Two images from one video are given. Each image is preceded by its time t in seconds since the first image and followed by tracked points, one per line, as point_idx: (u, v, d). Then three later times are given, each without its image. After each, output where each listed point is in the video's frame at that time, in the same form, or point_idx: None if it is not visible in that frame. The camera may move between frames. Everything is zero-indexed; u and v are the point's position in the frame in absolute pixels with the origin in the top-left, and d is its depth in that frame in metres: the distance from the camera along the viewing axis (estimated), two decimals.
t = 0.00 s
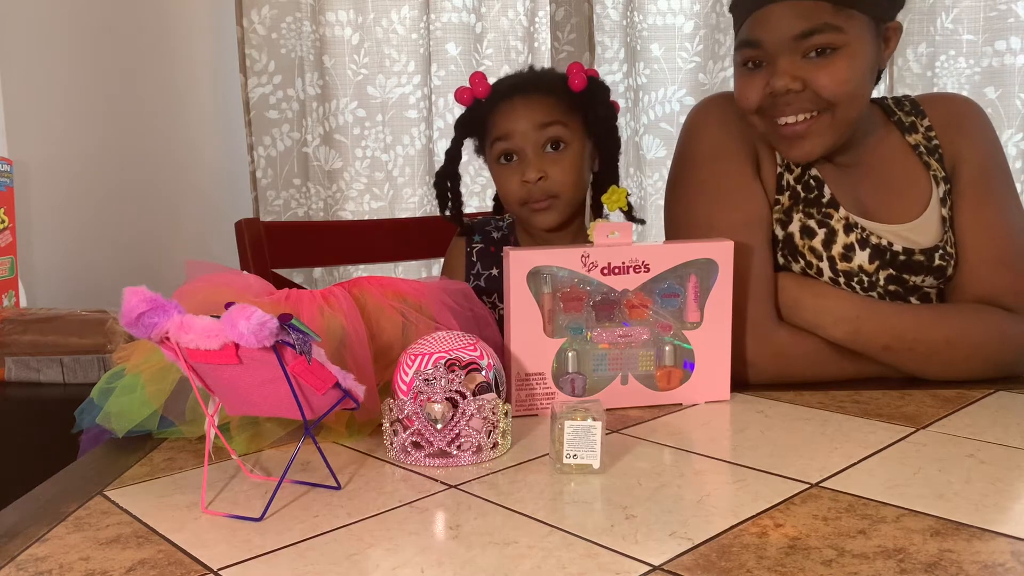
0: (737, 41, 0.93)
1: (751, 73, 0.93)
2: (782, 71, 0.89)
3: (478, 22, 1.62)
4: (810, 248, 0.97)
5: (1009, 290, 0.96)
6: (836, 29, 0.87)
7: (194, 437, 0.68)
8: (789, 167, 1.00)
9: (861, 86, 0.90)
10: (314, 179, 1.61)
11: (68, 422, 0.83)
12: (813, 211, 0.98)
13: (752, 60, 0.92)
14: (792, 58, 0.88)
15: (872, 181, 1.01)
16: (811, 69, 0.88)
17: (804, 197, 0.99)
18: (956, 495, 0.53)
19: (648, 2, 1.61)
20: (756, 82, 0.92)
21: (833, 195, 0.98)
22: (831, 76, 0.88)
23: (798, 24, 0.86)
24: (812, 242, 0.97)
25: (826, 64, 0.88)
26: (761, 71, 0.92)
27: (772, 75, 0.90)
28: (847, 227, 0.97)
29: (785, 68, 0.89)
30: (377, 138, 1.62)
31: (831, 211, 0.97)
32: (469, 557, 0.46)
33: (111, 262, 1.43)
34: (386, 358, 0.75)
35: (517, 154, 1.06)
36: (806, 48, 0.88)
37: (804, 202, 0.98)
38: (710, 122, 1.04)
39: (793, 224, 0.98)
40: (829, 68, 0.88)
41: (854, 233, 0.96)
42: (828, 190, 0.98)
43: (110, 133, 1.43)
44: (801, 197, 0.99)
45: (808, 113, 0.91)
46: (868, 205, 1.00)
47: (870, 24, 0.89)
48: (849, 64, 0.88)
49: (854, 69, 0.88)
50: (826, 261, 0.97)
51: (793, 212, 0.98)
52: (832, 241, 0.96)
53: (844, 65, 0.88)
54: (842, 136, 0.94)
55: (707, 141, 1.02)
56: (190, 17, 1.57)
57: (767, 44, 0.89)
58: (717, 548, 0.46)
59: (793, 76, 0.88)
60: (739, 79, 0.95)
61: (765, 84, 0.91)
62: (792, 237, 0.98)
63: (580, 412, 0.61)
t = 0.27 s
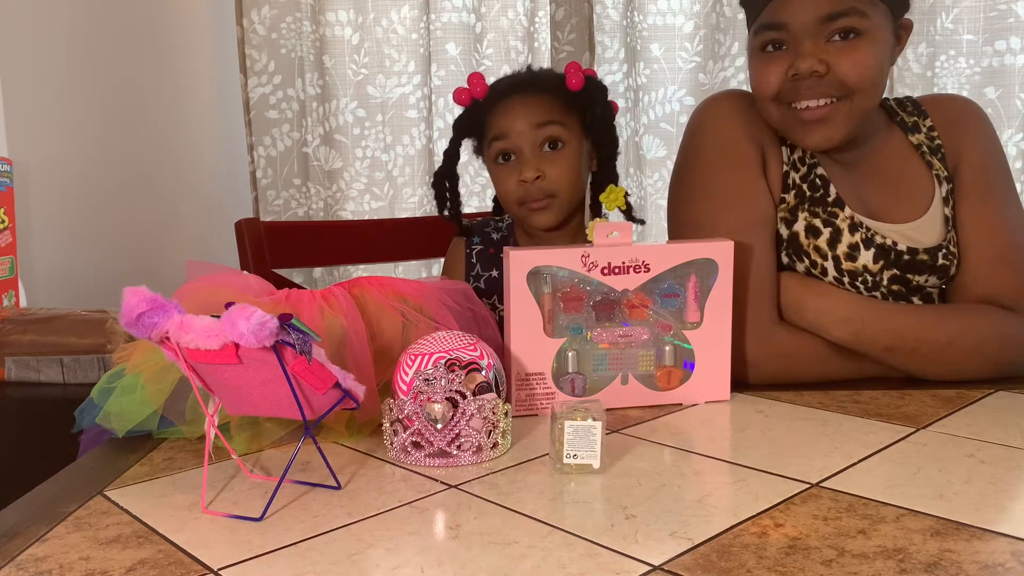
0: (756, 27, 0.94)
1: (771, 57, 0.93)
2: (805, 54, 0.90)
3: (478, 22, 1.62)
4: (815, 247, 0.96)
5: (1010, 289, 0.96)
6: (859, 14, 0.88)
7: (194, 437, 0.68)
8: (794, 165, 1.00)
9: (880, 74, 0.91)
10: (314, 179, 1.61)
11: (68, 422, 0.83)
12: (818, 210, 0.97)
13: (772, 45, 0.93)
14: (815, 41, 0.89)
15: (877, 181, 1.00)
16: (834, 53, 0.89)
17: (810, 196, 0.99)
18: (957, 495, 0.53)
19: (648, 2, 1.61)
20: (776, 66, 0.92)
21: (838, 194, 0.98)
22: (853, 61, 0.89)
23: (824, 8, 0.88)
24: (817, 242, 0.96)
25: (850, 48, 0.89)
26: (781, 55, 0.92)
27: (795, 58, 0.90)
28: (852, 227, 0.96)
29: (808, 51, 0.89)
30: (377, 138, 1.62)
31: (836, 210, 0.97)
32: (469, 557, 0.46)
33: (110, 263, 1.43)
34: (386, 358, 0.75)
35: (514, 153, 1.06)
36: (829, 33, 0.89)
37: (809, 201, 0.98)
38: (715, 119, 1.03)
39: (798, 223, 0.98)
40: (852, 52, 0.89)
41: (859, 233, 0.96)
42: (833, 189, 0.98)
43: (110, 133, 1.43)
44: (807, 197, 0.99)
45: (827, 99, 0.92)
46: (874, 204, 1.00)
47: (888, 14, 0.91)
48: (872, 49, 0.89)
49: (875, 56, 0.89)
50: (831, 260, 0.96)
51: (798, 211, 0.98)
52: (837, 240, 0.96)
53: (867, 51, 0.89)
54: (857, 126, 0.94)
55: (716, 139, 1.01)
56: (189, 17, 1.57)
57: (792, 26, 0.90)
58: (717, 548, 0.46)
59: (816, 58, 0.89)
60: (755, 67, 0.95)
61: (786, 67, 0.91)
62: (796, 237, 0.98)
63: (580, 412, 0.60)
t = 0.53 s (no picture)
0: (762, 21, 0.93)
1: (778, 51, 0.93)
2: (814, 47, 0.90)
3: (478, 22, 1.62)
4: (816, 247, 0.96)
5: (1011, 289, 0.96)
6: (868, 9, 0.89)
7: (194, 437, 0.68)
8: (796, 165, 1.00)
9: (887, 70, 0.91)
10: (314, 179, 1.61)
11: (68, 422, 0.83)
12: (819, 210, 0.97)
13: (780, 38, 0.93)
14: (824, 35, 0.89)
15: (878, 182, 1.00)
16: (843, 47, 0.89)
17: (811, 196, 0.99)
18: (956, 495, 0.54)
19: (648, 2, 1.61)
20: (784, 58, 0.92)
21: (839, 194, 0.98)
22: (862, 55, 0.89)
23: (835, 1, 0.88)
24: (817, 242, 0.96)
25: (859, 43, 0.89)
26: (790, 48, 0.92)
27: (804, 51, 0.90)
28: (853, 227, 0.96)
29: (817, 44, 0.90)
30: (377, 138, 1.62)
31: (837, 210, 0.97)
32: (469, 556, 0.46)
33: (110, 262, 1.43)
34: (385, 358, 0.75)
35: (513, 152, 1.06)
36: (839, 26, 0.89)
37: (810, 201, 0.98)
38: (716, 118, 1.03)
39: (799, 223, 0.98)
40: (860, 47, 0.89)
41: (860, 233, 0.95)
42: (835, 189, 0.97)
43: (110, 133, 1.43)
44: (808, 197, 0.98)
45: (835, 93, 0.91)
46: (874, 204, 0.99)
47: (894, 13, 0.92)
48: (880, 44, 0.89)
49: (882, 51, 0.90)
50: (832, 260, 0.96)
51: (799, 211, 0.98)
52: (838, 240, 0.96)
53: (875, 46, 0.89)
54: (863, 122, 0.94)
55: (717, 139, 1.01)
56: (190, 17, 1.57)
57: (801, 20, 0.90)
58: (717, 548, 0.46)
59: (826, 51, 0.89)
60: (763, 61, 0.94)
61: (795, 60, 0.91)
62: (797, 236, 0.98)
63: (580, 412, 0.60)
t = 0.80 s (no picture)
0: (764, 20, 0.93)
1: (780, 51, 0.93)
2: (817, 45, 0.90)
3: (478, 22, 1.62)
4: (815, 247, 0.96)
5: (1010, 289, 0.96)
6: (871, 8, 0.89)
7: (194, 437, 0.68)
8: (794, 165, 1.00)
9: (888, 69, 0.91)
10: (314, 179, 1.61)
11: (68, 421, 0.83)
12: (818, 210, 0.97)
13: (782, 37, 0.93)
14: (827, 33, 0.89)
15: (878, 182, 1.00)
16: (846, 45, 0.89)
17: (809, 196, 0.98)
18: (956, 495, 0.54)
19: (648, 2, 1.60)
20: (787, 57, 0.92)
21: (838, 194, 0.98)
22: (864, 54, 0.89)
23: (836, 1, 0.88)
24: (817, 241, 0.96)
25: (861, 42, 0.89)
26: (792, 47, 0.92)
27: (806, 49, 0.90)
28: (852, 226, 0.96)
29: (820, 42, 0.90)
30: (377, 138, 1.62)
31: (836, 210, 0.97)
32: (469, 556, 0.46)
33: (110, 262, 1.43)
34: (386, 358, 0.75)
35: (511, 151, 1.06)
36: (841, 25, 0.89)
37: (809, 200, 0.98)
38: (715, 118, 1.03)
39: (798, 222, 0.97)
40: (863, 45, 0.89)
41: (859, 233, 0.95)
42: (833, 189, 0.97)
43: (110, 133, 1.43)
44: (806, 196, 0.98)
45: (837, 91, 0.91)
46: (873, 204, 1.00)
47: (895, 12, 0.92)
48: (881, 44, 0.90)
49: (883, 50, 0.90)
50: (831, 260, 0.96)
51: (798, 211, 0.98)
52: (837, 240, 0.96)
53: (877, 45, 0.89)
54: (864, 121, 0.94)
55: (716, 140, 1.01)
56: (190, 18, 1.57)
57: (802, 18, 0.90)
58: (717, 548, 0.46)
59: (829, 49, 0.89)
60: (765, 60, 0.94)
61: (798, 58, 0.91)
62: (796, 236, 0.97)
63: (581, 412, 0.61)
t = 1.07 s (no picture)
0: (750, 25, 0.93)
1: (764, 59, 0.93)
2: (797, 54, 0.89)
3: (478, 22, 1.62)
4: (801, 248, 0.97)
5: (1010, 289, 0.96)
6: (851, 15, 0.87)
7: (194, 437, 0.68)
8: (782, 167, 1.00)
9: (870, 75, 0.91)
10: (314, 179, 1.61)
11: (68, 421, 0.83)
12: (804, 211, 0.98)
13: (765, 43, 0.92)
14: (807, 42, 0.89)
15: (875, 180, 1.00)
16: (825, 54, 0.88)
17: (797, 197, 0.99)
18: (956, 495, 0.54)
19: (648, 2, 1.60)
20: (770, 64, 0.92)
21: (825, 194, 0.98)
22: (842, 63, 0.88)
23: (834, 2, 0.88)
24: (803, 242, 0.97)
25: (841, 50, 0.88)
26: (774, 53, 0.91)
27: (787, 58, 0.90)
28: (836, 227, 0.97)
29: (800, 51, 0.89)
30: (377, 138, 1.62)
31: (822, 210, 0.97)
32: (469, 557, 0.46)
33: (110, 261, 1.43)
34: (386, 358, 0.75)
35: (509, 150, 1.06)
36: (822, 33, 0.88)
37: (795, 202, 0.98)
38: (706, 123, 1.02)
39: (784, 224, 0.98)
40: (842, 54, 0.88)
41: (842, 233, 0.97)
42: (820, 189, 0.98)
43: (110, 133, 1.43)
44: (793, 197, 0.99)
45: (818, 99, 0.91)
46: (868, 203, 0.99)
47: (881, 14, 0.91)
48: (863, 50, 0.89)
49: (864, 57, 0.89)
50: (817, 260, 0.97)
51: (785, 212, 0.99)
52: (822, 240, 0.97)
53: (858, 52, 0.88)
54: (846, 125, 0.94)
55: (712, 139, 1.01)
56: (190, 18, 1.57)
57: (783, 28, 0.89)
58: (717, 548, 0.46)
59: (808, 59, 0.89)
60: (752, 64, 0.94)
61: (778, 66, 0.91)
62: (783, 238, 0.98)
63: (581, 412, 0.61)
